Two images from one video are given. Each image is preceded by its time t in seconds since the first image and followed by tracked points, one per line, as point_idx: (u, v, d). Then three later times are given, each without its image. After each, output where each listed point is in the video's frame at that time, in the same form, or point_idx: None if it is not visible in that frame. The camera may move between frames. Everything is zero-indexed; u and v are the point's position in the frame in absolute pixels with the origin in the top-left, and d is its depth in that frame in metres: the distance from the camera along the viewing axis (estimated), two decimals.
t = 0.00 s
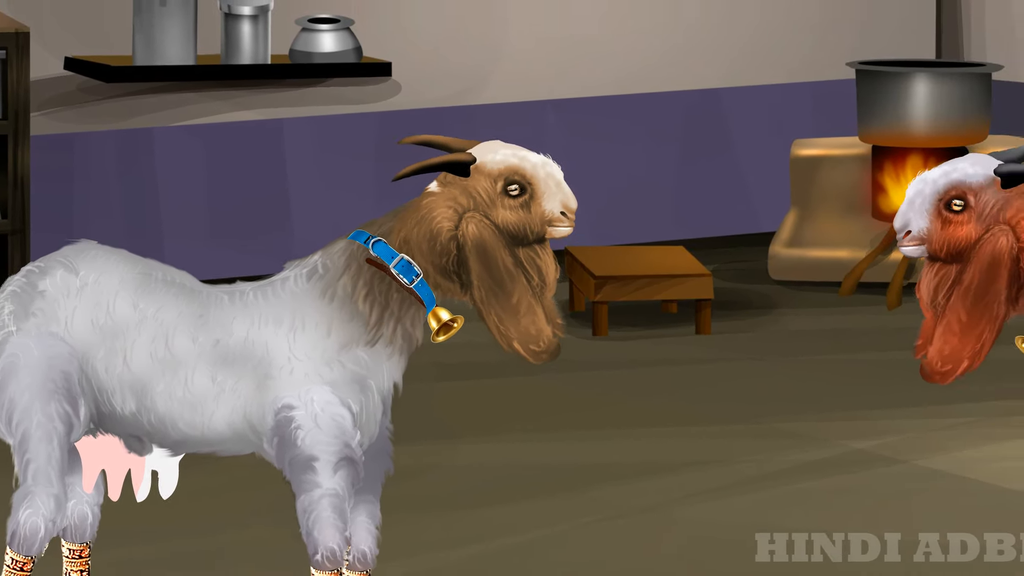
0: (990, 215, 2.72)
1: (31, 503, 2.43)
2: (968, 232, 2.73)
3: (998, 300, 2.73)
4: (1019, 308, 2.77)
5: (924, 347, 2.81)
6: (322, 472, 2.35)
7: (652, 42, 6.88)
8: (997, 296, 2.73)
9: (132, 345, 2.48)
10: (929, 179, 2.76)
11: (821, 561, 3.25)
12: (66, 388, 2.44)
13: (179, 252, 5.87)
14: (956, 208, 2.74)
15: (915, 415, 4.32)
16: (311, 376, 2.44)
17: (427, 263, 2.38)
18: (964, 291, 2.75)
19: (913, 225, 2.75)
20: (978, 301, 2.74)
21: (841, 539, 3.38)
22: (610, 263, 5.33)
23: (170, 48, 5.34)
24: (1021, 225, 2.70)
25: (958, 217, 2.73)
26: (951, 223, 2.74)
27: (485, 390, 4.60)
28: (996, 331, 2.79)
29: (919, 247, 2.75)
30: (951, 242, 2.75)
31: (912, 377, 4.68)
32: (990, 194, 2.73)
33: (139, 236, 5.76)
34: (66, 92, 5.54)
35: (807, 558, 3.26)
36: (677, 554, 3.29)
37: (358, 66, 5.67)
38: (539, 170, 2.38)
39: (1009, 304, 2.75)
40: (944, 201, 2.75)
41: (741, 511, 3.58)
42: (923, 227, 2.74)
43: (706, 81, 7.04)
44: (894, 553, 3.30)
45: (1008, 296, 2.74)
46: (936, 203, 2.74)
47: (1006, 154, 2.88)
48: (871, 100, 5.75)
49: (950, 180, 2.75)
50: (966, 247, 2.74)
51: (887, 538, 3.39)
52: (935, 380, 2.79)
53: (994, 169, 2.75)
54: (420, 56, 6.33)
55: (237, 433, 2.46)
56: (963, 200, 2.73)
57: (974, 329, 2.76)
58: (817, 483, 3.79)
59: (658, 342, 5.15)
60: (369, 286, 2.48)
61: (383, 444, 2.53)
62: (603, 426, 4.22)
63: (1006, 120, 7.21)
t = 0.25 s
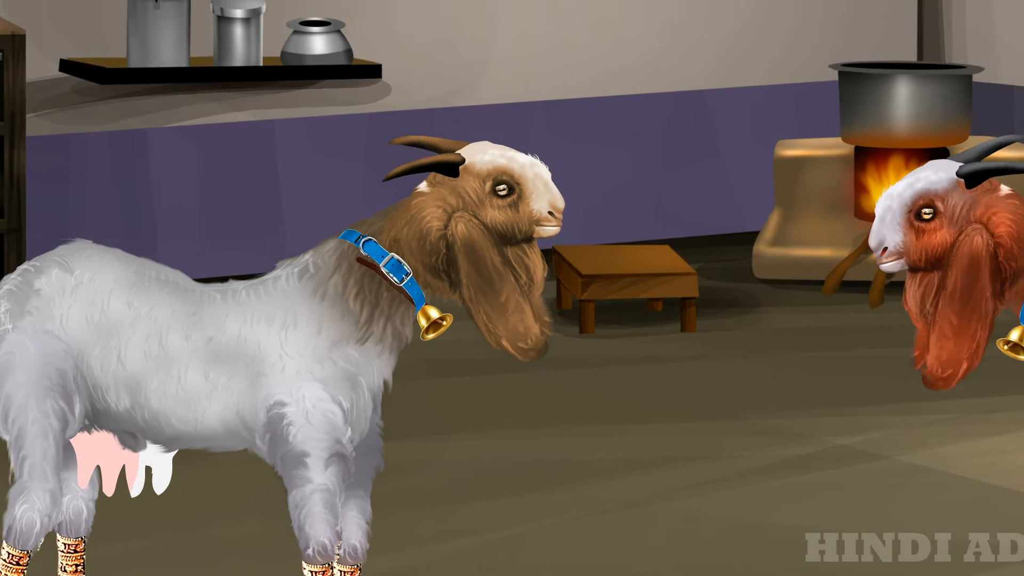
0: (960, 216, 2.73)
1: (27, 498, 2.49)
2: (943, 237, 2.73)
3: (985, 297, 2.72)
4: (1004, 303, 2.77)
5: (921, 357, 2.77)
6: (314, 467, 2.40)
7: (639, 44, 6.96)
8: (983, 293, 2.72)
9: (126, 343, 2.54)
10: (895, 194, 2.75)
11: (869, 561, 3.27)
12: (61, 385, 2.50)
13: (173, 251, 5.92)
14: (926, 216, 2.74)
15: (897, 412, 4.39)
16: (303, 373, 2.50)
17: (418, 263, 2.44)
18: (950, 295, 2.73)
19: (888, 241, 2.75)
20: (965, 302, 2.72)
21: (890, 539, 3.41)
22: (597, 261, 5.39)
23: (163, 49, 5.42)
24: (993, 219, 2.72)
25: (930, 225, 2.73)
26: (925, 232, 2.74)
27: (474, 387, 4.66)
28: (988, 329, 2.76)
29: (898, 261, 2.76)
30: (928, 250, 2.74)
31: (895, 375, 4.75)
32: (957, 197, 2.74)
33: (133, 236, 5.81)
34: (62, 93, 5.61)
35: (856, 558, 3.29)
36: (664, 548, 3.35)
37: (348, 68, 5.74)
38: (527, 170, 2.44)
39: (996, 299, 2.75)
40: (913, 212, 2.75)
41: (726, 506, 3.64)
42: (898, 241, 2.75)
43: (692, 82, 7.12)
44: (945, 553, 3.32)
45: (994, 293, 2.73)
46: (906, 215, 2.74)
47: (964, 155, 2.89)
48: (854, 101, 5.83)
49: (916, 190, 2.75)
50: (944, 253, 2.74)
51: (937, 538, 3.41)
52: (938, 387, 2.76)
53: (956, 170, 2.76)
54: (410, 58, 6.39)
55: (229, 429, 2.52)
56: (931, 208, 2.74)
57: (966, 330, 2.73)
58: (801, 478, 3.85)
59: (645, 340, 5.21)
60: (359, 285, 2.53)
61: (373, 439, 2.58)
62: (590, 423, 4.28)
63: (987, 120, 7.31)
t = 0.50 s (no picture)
0: (938, 217, 2.69)
1: (31, 494, 2.56)
2: (921, 239, 2.70)
3: (967, 295, 2.69)
4: (986, 298, 2.74)
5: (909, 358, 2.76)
6: (302, 463, 2.46)
7: (625, 44, 7.02)
8: (965, 291, 2.69)
9: (120, 341, 2.59)
10: (872, 199, 2.72)
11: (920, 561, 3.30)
12: (57, 381, 2.56)
13: (166, 251, 6.03)
14: (904, 219, 2.70)
15: (878, 408, 4.46)
16: (293, 370, 2.55)
17: (407, 252, 2.49)
18: (933, 296, 2.70)
19: (868, 246, 2.72)
20: (948, 301, 2.70)
21: (939, 539, 3.44)
22: (584, 260, 5.46)
23: (157, 52, 5.51)
24: (971, 218, 2.68)
25: (909, 228, 2.70)
26: (904, 235, 2.70)
27: (463, 383, 4.72)
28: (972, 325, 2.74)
29: (880, 265, 2.73)
30: (908, 253, 2.71)
31: (876, 372, 4.82)
32: (934, 198, 2.69)
33: (127, 236, 5.91)
34: (57, 95, 5.72)
35: (906, 558, 3.31)
36: (647, 542, 3.42)
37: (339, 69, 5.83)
38: (529, 183, 2.49)
39: (978, 296, 2.72)
40: (891, 215, 2.71)
41: (709, 501, 3.71)
42: (879, 246, 2.72)
43: (677, 83, 7.19)
44: (995, 553, 3.35)
45: (977, 289, 2.71)
46: (884, 220, 2.71)
47: (940, 152, 2.84)
48: (836, 104, 5.90)
49: (892, 194, 2.71)
50: (924, 254, 2.70)
51: (987, 538, 3.44)
52: (928, 386, 2.76)
53: (932, 172, 2.72)
54: (398, 59, 6.46)
55: (222, 425, 2.58)
56: (909, 211, 2.70)
57: (952, 328, 2.71)
58: (783, 473, 3.92)
59: (631, 338, 5.28)
60: (350, 283, 2.58)
61: (365, 435, 2.63)
62: (577, 419, 4.34)
63: (967, 121, 7.41)
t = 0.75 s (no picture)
0: (919, 217, 2.69)
1: (31, 489, 2.62)
2: (902, 238, 2.68)
3: (948, 294, 2.68)
4: (965, 298, 2.73)
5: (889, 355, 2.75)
6: (291, 459, 2.52)
7: (612, 45, 7.12)
8: (946, 290, 2.68)
9: (114, 339, 2.65)
10: (855, 198, 2.71)
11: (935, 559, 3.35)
12: (53, 378, 2.61)
13: (158, 249, 6.07)
14: (886, 219, 2.69)
15: (859, 405, 4.53)
16: (285, 367, 2.60)
17: (398, 246, 2.55)
18: (913, 294, 2.69)
19: (850, 245, 2.71)
20: (929, 299, 2.68)
21: (990, 539, 3.46)
22: (571, 259, 5.52)
23: (151, 54, 5.58)
24: (951, 218, 2.68)
25: (890, 228, 2.68)
26: (885, 235, 2.69)
27: (451, 380, 4.78)
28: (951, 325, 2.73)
29: (862, 264, 2.71)
30: (890, 252, 2.69)
31: (858, 369, 4.89)
32: (915, 198, 2.69)
33: (121, 236, 5.97)
34: (51, 97, 5.80)
35: (956, 558, 3.34)
36: (634, 537, 3.48)
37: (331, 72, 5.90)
38: (525, 194, 2.56)
39: (957, 295, 2.71)
40: (873, 215, 2.70)
41: (693, 496, 3.77)
42: (860, 245, 2.70)
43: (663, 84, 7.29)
44: (1009, 550, 3.40)
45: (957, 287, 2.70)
46: (867, 219, 2.69)
47: (918, 156, 2.85)
48: (819, 106, 5.98)
49: (874, 194, 2.70)
50: (905, 254, 2.69)
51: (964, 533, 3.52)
52: (908, 382, 2.76)
53: (912, 173, 2.72)
54: (389, 60, 6.55)
55: (214, 422, 2.63)
56: (891, 211, 2.69)
57: (933, 326, 2.70)
58: (766, 469, 3.99)
59: (617, 336, 5.34)
60: (341, 281, 2.63)
61: (356, 431, 2.68)
62: (563, 416, 4.41)
63: (948, 122, 7.52)
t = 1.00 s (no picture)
0: (910, 214, 2.61)
1: (26, 484, 2.68)
2: (889, 232, 2.62)
3: (924, 293, 2.59)
4: (942, 300, 2.63)
5: (854, 342, 2.66)
6: (282, 455, 2.58)
7: (599, 47, 7.26)
8: (922, 289, 2.59)
9: (109, 337, 2.71)
10: (850, 184, 2.66)
11: (916, 553, 3.42)
12: (48, 375, 2.67)
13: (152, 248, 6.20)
14: (878, 210, 2.63)
15: (841, 401, 4.61)
16: (276, 365, 2.66)
17: (387, 245, 2.62)
18: (889, 288, 2.61)
19: (838, 228, 2.66)
20: (904, 295, 2.59)
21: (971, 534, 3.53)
22: (558, 258, 5.59)
23: (145, 57, 5.65)
24: (940, 221, 2.59)
25: (880, 219, 2.62)
26: (873, 225, 2.63)
27: (440, 377, 4.85)
28: (924, 324, 2.64)
29: (846, 249, 2.65)
30: (875, 243, 2.63)
31: (840, 366, 4.97)
32: (909, 195, 2.62)
33: (115, 235, 6.09)
34: (46, 99, 5.91)
35: (1004, 558, 3.38)
36: (618, 531, 3.55)
37: (321, 74, 6.00)
38: (512, 194, 2.62)
39: (933, 296, 2.61)
40: (865, 205, 2.64)
41: (678, 491, 3.84)
42: (847, 230, 2.65)
43: (648, 87, 7.43)
44: (988, 544, 3.47)
45: (933, 289, 2.60)
46: (858, 206, 2.64)
47: (923, 156, 2.78)
48: (802, 109, 6.06)
49: (870, 184, 2.65)
50: (889, 247, 2.62)
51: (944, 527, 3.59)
52: (868, 372, 2.67)
53: (911, 170, 2.65)
54: (379, 62, 6.67)
55: (207, 418, 2.69)
56: (883, 202, 2.63)
57: (902, 321, 2.61)
58: (749, 465, 4.06)
59: (603, 333, 5.41)
60: (331, 280, 2.69)
61: (346, 428, 2.74)
62: (550, 412, 4.48)
63: (929, 123, 7.64)
